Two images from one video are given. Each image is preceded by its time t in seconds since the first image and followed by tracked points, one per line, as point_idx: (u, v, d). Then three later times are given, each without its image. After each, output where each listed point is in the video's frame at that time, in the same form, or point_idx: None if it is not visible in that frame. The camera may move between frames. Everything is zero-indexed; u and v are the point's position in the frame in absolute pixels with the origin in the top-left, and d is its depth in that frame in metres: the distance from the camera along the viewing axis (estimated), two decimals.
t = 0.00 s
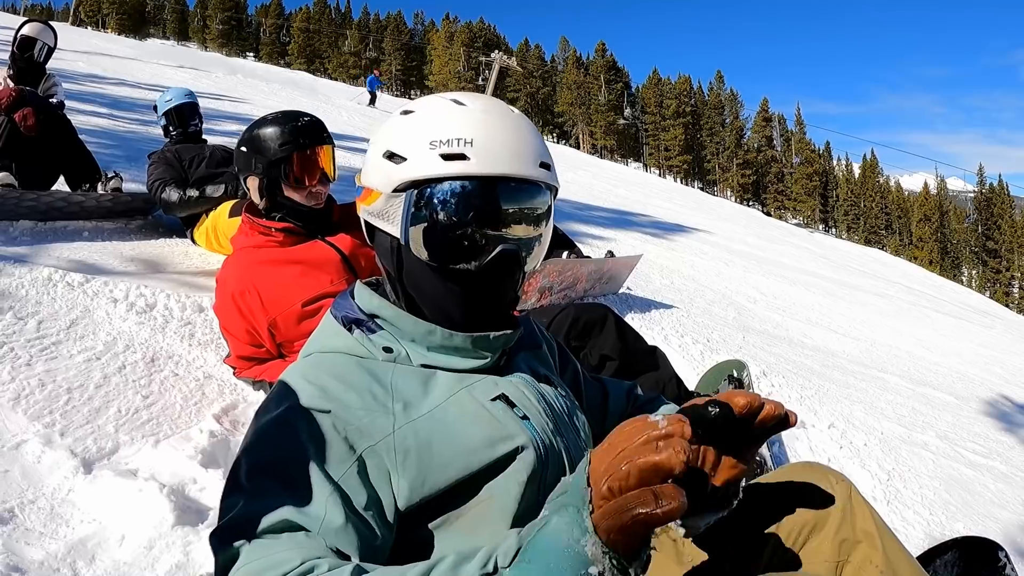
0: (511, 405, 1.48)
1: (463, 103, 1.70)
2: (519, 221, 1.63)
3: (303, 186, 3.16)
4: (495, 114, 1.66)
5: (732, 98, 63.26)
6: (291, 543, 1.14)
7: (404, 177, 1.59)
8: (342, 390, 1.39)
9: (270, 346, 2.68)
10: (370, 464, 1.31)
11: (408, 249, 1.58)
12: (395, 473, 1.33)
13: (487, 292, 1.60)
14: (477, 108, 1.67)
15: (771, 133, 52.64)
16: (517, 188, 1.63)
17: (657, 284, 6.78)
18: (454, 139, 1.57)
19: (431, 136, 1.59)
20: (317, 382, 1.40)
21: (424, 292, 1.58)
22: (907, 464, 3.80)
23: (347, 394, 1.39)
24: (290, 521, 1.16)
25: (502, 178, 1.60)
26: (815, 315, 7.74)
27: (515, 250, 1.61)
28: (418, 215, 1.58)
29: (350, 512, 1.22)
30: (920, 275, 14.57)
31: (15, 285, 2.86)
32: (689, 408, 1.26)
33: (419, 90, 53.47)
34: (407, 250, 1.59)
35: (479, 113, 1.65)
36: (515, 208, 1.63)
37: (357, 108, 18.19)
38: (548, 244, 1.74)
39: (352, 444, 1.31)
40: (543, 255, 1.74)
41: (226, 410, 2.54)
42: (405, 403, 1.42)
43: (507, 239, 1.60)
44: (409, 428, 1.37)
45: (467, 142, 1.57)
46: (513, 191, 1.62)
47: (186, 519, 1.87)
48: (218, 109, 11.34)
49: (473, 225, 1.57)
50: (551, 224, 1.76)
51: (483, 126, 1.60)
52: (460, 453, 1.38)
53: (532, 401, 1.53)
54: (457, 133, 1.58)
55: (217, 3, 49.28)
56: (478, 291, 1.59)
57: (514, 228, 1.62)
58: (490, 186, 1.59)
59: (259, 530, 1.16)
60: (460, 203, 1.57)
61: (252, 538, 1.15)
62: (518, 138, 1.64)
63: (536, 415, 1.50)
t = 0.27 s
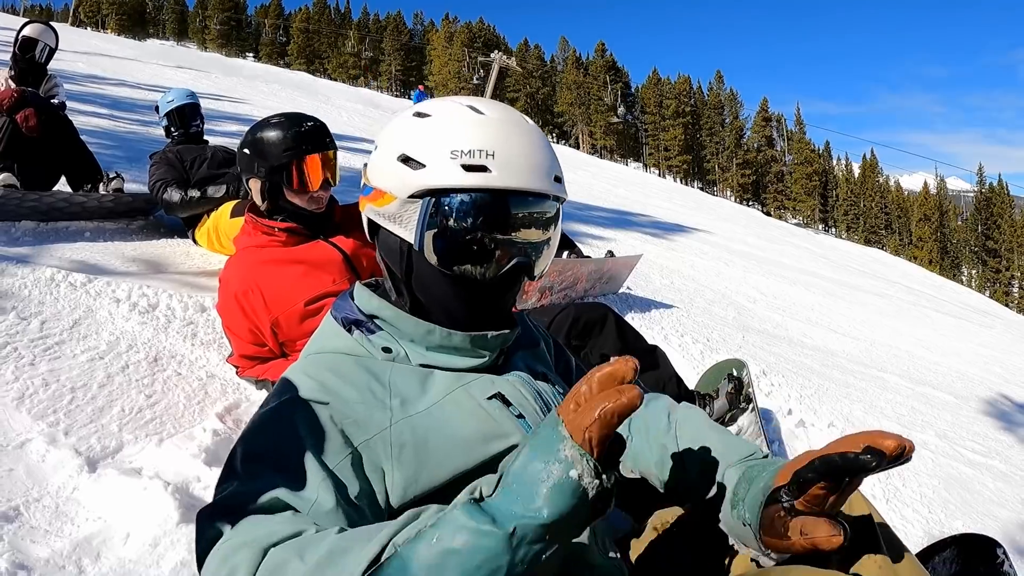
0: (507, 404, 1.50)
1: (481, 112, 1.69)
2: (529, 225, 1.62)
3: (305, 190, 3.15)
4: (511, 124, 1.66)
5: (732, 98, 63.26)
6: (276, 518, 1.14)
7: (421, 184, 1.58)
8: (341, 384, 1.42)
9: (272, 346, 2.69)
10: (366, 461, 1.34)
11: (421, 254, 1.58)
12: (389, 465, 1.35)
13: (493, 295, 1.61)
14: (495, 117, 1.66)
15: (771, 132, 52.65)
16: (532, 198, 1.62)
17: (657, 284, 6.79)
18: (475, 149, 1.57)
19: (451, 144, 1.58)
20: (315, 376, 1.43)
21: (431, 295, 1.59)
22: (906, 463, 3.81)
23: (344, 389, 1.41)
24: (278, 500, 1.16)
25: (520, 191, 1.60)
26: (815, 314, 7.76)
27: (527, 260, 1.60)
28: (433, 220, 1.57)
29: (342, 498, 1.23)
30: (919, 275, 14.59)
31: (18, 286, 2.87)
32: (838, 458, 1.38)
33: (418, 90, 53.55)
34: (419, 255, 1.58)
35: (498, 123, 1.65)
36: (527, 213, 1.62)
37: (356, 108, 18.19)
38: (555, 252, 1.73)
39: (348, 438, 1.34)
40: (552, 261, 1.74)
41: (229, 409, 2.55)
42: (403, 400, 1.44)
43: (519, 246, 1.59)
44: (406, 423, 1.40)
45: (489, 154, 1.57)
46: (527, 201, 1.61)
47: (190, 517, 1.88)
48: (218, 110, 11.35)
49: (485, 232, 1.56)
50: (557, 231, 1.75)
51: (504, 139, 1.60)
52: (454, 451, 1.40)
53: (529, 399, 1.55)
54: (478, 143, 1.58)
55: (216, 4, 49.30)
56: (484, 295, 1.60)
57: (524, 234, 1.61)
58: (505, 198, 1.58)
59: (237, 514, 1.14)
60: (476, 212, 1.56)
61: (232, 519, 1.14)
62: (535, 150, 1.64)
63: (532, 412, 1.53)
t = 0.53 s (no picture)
0: (513, 402, 1.50)
1: (493, 116, 1.69)
2: (534, 228, 1.63)
3: (314, 200, 3.18)
4: (521, 130, 1.67)
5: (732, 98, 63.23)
6: (311, 465, 1.17)
7: (428, 186, 1.59)
8: (349, 369, 1.44)
9: (274, 346, 2.69)
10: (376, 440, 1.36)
11: (424, 257, 1.58)
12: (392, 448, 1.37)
13: (495, 298, 1.62)
14: (504, 122, 1.67)
15: (771, 133, 52.63)
16: (539, 203, 1.63)
17: (657, 285, 6.80)
18: (483, 154, 1.58)
19: (461, 147, 1.59)
20: (326, 360, 1.47)
21: (431, 299, 1.59)
22: (907, 463, 3.81)
23: (354, 373, 1.44)
24: (304, 448, 1.21)
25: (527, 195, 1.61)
26: (815, 314, 7.76)
27: (529, 264, 1.62)
28: (437, 223, 1.58)
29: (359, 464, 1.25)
30: (920, 275, 14.58)
31: (20, 287, 2.88)
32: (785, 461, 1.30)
33: (418, 92, 53.57)
34: (421, 258, 1.59)
35: (508, 129, 1.65)
36: (531, 216, 1.63)
37: (356, 109, 18.20)
38: (559, 253, 1.74)
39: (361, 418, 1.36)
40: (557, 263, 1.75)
41: (231, 410, 2.55)
42: (411, 389, 1.45)
43: (523, 250, 1.60)
44: (413, 410, 1.41)
45: (496, 159, 1.58)
46: (533, 206, 1.62)
47: (194, 517, 1.88)
48: (218, 111, 11.36)
49: (489, 235, 1.57)
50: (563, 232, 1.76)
51: (513, 145, 1.61)
52: (459, 443, 1.41)
53: (534, 398, 1.55)
54: (487, 148, 1.59)
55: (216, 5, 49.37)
56: (486, 298, 1.61)
57: (529, 236, 1.62)
58: (511, 204, 1.59)
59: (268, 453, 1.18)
60: (481, 217, 1.57)
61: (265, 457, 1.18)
62: (543, 157, 1.65)
63: (538, 413, 1.51)
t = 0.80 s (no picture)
0: (518, 404, 1.51)
1: (497, 121, 1.70)
2: (536, 231, 1.64)
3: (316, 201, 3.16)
4: (525, 136, 1.67)
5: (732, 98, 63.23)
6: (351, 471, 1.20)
7: (430, 188, 1.59)
8: (357, 367, 1.44)
9: (277, 347, 2.69)
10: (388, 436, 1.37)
11: (426, 258, 1.58)
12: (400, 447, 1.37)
13: (498, 300, 1.62)
14: (508, 127, 1.68)
15: (771, 132, 52.61)
16: (541, 208, 1.63)
17: (658, 285, 6.80)
18: (486, 158, 1.58)
19: (464, 150, 1.59)
20: (332, 358, 1.47)
21: (434, 299, 1.59)
22: (908, 463, 3.81)
23: (361, 373, 1.44)
24: (335, 450, 1.24)
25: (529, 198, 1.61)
26: (816, 314, 7.76)
27: (531, 267, 1.62)
28: (439, 226, 1.58)
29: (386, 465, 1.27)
30: (920, 275, 14.57)
31: (22, 289, 2.88)
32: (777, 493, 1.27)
33: (418, 92, 53.60)
34: (424, 259, 1.59)
35: (512, 134, 1.66)
36: (534, 220, 1.63)
37: (356, 110, 18.21)
38: (562, 256, 1.75)
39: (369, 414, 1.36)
40: (559, 266, 1.76)
41: (234, 412, 2.56)
42: (417, 390, 1.45)
43: (524, 253, 1.61)
44: (421, 407, 1.42)
45: (499, 163, 1.58)
46: (534, 211, 1.62)
47: (197, 518, 1.88)
48: (219, 112, 11.37)
49: (491, 239, 1.57)
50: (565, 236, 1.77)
51: (516, 149, 1.61)
52: (466, 442, 1.42)
53: (539, 400, 1.55)
54: (490, 152, 1.59)
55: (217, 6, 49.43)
56: (490, 299, 1.61)
57: (531, 239, 1.63)
58: (513, 208, 1.59)
59: (302, 450, 1.23)
60: (483, 220, 1.57)
61: (303, 463, 1.20)
62: (546, 162, 1.65)
63: (543, 414, 1.53)
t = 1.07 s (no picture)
0: (522, 403, 1.51)
1: (496, 117, 1.70)
2: (540, 228, 1.64)
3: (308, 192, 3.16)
4: (526, 131, 1.67)
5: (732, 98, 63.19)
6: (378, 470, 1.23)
7: (433, 185, 1.59)
8: (362, 365, 1.44)
9: (279, 347, 2.69)
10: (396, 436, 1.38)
11: (430, 255, 1.58)
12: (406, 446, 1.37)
13: (502, 297, 1.62)
14: (509, 123, 1.68)
15: (772, 132, 52.55)
16: (544, 203, 1.63)
17: (658, 284, 6.80)
18: (488, 153, 1.58)
19: (466, 146, 1.59)
20: (338, 356, 1.46)
21: (438, 297, 1.59)
22: (908, 462, 3.81)
23: (367, 371, 1.44)
24: (356, 447, 1.26)
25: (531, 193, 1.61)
26: (816, 313, 7.76)
27: (535, 264, 1.62)
28: (443, 224, 1.58)
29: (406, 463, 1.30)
30: (921, 274, 14.57)
31: (24, 288, 2.88)
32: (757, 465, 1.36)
33: (418, 91, 53.59)
34: (428, 256, 1.59)
35: (512, 129, 1.66)
36: (537, 217, 1.63)
37: (357, 109, 18.21)
38: (565, 254, 1.75)
39: (375, 412, 1.36)
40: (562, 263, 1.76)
41: (235, 411, 2.56)
42: (422, 390, 1.46)
43: (528, 250, 1.61)
44: (425, 407, 1.42)
45: (502, 158, 1.58)
46: (537, 206, 1.63)
47: (199, 518, 1.89)
48: (219, 111, 11.37)
49: (494, 235, 1.57)
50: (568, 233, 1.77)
51: (518, 144, 1.61)
52: (471, 441, 1.42)
53: (543, 399, 1.55)
54: (492, 147, 1.59)
55: (217, 6, 49.44)
56: (494, 296, 1.61)
57: (534, 236, 1.63)
58: (516, 203, 1.60)
59: (324, 447, 1.24)
60: (487, 216, 1.57)
61: (329, 461, 1.22)
62: (547, 156, 1.65)
63: (547, 414, 1.53)
